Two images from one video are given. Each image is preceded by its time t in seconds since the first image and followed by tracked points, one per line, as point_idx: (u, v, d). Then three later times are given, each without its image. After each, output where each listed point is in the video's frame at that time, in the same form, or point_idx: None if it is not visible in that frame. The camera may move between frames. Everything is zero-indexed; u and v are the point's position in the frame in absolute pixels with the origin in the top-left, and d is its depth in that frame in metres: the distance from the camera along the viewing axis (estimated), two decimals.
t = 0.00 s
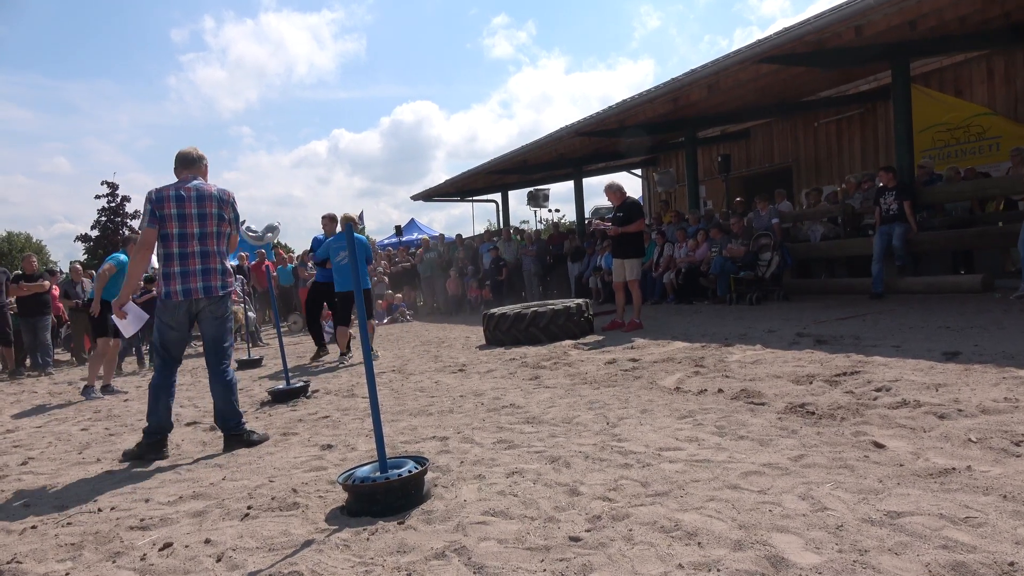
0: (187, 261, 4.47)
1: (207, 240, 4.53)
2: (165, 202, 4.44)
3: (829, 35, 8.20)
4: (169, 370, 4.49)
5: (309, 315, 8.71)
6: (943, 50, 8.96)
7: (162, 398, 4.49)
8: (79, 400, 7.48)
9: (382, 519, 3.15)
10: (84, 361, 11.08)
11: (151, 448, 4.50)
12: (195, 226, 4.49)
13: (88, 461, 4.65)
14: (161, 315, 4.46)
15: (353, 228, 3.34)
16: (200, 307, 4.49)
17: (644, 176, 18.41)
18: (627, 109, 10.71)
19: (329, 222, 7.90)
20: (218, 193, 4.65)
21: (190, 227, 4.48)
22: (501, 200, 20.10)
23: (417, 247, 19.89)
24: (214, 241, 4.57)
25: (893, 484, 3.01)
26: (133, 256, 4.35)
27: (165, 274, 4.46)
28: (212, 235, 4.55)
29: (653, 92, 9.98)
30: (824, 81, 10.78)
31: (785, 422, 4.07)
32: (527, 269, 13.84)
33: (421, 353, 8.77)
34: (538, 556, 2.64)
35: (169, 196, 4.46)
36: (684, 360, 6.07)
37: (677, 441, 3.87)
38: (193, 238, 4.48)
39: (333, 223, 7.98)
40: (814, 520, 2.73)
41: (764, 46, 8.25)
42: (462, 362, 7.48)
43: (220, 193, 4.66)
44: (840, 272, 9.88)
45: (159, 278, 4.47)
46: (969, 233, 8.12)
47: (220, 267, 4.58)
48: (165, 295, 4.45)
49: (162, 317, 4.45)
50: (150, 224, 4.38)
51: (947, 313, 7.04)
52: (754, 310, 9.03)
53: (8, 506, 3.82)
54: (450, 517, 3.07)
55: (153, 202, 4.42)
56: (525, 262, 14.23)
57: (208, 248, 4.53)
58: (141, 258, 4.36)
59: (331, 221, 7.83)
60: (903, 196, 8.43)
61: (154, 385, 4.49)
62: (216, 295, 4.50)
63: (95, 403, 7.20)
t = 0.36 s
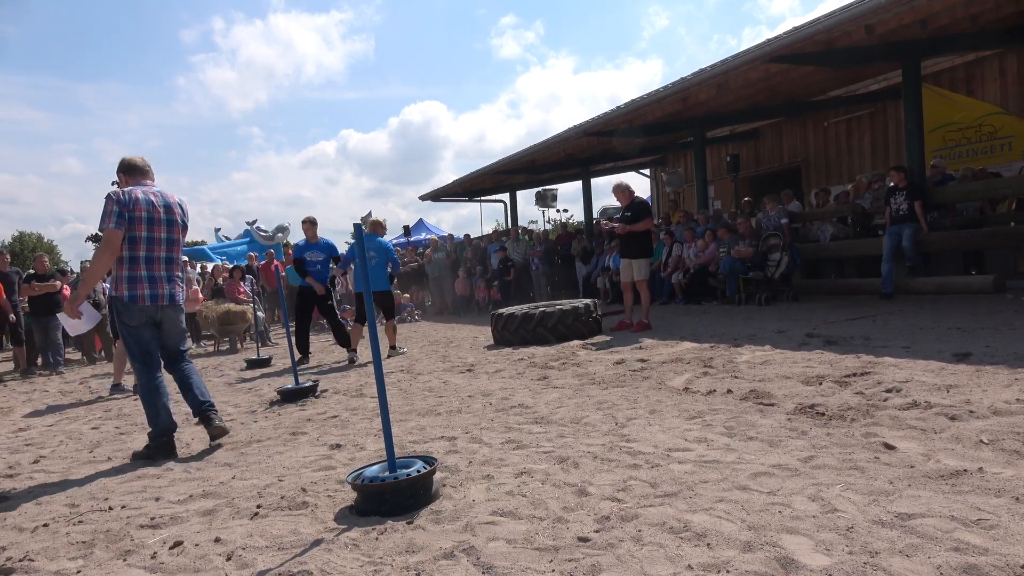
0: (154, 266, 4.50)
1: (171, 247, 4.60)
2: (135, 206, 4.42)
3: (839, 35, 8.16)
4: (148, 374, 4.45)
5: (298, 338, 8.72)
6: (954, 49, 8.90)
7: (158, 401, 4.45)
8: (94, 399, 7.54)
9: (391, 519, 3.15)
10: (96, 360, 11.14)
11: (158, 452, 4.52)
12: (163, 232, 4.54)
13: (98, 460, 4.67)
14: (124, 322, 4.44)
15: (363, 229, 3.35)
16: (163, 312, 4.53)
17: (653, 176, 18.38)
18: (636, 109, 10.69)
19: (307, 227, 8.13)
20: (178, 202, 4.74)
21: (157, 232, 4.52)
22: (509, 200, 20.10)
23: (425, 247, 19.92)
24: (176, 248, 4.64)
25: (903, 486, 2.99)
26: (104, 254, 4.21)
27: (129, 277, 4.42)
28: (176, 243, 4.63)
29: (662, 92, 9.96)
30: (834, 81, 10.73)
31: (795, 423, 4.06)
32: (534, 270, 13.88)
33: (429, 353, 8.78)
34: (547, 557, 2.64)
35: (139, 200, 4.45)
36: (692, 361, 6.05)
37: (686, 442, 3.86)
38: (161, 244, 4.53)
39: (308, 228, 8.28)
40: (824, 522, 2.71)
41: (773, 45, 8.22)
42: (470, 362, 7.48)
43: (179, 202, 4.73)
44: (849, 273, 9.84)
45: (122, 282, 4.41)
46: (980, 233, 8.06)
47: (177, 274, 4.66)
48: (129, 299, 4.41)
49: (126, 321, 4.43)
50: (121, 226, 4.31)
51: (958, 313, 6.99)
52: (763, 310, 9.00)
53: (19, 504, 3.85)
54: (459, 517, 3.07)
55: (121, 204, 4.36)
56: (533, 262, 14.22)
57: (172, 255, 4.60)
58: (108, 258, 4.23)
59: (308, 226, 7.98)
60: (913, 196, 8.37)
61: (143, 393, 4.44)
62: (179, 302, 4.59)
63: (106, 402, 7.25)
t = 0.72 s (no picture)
0: (138, 278, 4.57)
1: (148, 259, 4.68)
2: (119, 220, 4.49)
3: (845, 27, 8.11)
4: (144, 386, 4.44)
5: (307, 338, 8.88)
6: (962, 39, 8.83)
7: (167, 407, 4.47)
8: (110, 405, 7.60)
9: (403, 520, 3.16)
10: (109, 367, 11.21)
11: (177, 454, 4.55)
12: (141, 244, 4.62)
13: (112, 466, 4.70)
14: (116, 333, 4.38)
15: (372, 230, 3.35)
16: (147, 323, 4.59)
17: (660, 173, 18.33)
18: (642, 106, 10.66)
19: (294, 233, 8.41)
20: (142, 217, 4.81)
21: (138, 245, 4.59)
22: (516, 200, 20.10)
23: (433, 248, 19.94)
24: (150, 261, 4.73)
25: (918, 479, 2.97)
26: (93, 269, 4.26)
27: (120, 289, 4.44)
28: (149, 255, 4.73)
29: (668, 88, 9.93)
30: (841, 74, 10.66)
31: (806, 418, 4.04)
32: (543, 270, 13.84)
33: (439, 354, 8.79)
34: (560, 556, 2.63)
35: (121, 215, 4.52)
36: (703, 358, 6.03)
37: (697, 439, 3.84)
38: (142, 256, 4.61)
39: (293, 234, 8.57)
40: (838, 517, 2.70)
41: (779, 40, 8.18)
42: (480, 363, 7.49)
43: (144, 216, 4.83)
44: (859, 266, 9.78)
45: (116, 293, 4.42)
46: (991, 225, 7.98)
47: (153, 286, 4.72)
48: (127, 309, 4.42)
49: (127, 331, 4.40)
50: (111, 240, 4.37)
51: (970, 305, 6.94)
52: (773, 306, 8.96)
53: (35, 510, 3.87)
54: (471, 517, 3.07)
55: (108, 219, 4.41)
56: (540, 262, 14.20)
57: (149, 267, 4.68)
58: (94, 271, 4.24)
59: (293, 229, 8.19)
60: (923, 188, 8.30)
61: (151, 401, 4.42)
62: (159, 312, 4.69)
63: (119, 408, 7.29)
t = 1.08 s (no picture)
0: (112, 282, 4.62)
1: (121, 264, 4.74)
2: (97, 225, 4.54)
3: (860, 23, 8.03)
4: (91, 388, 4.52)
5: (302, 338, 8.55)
6: (979, 33, 8.72)
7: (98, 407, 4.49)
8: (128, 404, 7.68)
9: (418, 519, 3.16)
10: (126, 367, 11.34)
11: (139, 431, 4.60)
12: (115, 248, 4.67)
13: (129, 465, 4.74)
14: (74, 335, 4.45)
15: (385, 231, 3.35)
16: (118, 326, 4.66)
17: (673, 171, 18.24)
18: (655, 104, 10.61)
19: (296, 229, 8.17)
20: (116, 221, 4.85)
21: (112, 249, 4.65)
22: (528, 199, 20.08)
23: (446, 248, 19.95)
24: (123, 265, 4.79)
25: (938, 479, 2.93)
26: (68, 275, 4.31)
27: (95, 292, 4.48)
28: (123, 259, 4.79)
29: (681, 86, 9.88)
30: (856, 69, 10.57)
31: (824, 417, 4.01)
32: (555, 269, 13.80)
33: (453, 354, 8.79)
34: (575, 555, 2.62)
35: (98, 219, 4.57)
36: (717, 357, 6.00)
37: (713, 438, 3.82)
38: (116, 260, 4.67)
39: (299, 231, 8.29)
40: (856, 516, 2.67)
41: (792, 36, 8.12)
42: (494, 362, 7.49)
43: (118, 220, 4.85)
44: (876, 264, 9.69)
45: (90, 297, 4.46)
46: (1011, 221, 7.88)
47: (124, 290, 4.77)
48: (99, 313, 4.48)
49: (94, 334, 4.50)
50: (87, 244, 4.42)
51: (989, 303, 6.85)
52: (788, 304, 8.90)
53: (54, 509, 3.91)
54: (486, 517, 3.06)
55: (86, 223, 4.46)
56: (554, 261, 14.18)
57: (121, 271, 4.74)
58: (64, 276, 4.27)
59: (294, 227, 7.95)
60: (940, 184, 8.21)
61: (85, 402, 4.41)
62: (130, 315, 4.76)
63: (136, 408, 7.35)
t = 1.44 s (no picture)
0: (88, 288, 4.63)
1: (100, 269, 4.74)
2: (63, 233, 4.56)
3: (883, 20, 7.94)
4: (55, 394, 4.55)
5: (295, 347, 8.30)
6: (1005, 29, 8.59)
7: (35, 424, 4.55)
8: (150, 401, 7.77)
9: (437, 517, 3.17)
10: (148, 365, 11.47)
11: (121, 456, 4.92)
12: (89, 254, 4.67)
13: (152, 462, 4.79)
14: (42, 343, 4.51)
15: (405, 231, 3.37)
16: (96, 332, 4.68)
17: (692, 170, 18.15)
18: (673, 103, 10.56)
19: (288, 229, 8.01)
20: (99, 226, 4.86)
21: (86, 256, 4.64)
22: (546, 198, 20.06)
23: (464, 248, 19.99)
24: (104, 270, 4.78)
25: (962, 481, 2.90)
26: (36, 285, 4.37)
27: (66, 301, 4.53)
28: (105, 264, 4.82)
29: (700, 84, 9.82)
30: (878, 67, 10.45)
31: (845, 417, 3.97)
32: (573, 268, 13.79)
33: (470, 353, 8.80)
34: (595, 555, 2.62)
35: (64, 227, 4.58)
36: (737, 356, 5.97)
37: (733, 438, 3.80)
38: (90, 267, 4.67)
39: (293, 231, 8.11)
40: (879, 518, 2.65)
41: (813, 34, 8.05)
42: (512, 362, 7.49)
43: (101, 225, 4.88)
44: (898, 263, 9.58)
45: (61, 306, 4.51)
46: None
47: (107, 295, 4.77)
48: (69, 321, 4.52)
49: (66, 341, 4.53)
50: (53, 253, 4.45)
51: (1014, 303, 6.76)
52: (809, 304, 8.83)
53: (79, 505, 3.97)
54: (505, 516, 3.07)
55: (49, 233, 4.49)
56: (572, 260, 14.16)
57: (101, 277, 4.74)
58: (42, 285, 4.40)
59: (287, 228, 7.82)
60: (964, 183, 8.10)
61: (30, 411, 4.50)
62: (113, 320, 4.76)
63: (159, 405, 7.44)
